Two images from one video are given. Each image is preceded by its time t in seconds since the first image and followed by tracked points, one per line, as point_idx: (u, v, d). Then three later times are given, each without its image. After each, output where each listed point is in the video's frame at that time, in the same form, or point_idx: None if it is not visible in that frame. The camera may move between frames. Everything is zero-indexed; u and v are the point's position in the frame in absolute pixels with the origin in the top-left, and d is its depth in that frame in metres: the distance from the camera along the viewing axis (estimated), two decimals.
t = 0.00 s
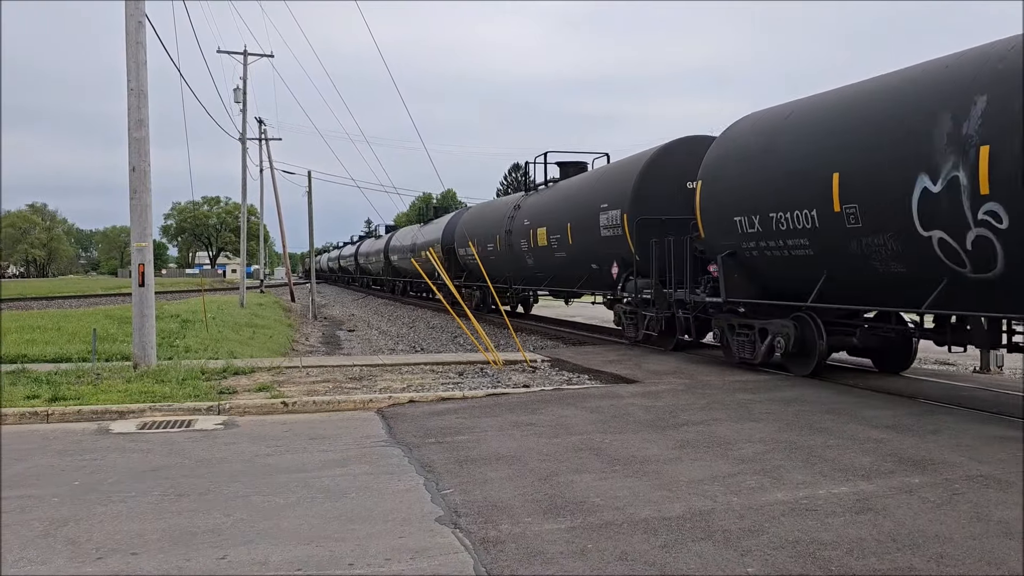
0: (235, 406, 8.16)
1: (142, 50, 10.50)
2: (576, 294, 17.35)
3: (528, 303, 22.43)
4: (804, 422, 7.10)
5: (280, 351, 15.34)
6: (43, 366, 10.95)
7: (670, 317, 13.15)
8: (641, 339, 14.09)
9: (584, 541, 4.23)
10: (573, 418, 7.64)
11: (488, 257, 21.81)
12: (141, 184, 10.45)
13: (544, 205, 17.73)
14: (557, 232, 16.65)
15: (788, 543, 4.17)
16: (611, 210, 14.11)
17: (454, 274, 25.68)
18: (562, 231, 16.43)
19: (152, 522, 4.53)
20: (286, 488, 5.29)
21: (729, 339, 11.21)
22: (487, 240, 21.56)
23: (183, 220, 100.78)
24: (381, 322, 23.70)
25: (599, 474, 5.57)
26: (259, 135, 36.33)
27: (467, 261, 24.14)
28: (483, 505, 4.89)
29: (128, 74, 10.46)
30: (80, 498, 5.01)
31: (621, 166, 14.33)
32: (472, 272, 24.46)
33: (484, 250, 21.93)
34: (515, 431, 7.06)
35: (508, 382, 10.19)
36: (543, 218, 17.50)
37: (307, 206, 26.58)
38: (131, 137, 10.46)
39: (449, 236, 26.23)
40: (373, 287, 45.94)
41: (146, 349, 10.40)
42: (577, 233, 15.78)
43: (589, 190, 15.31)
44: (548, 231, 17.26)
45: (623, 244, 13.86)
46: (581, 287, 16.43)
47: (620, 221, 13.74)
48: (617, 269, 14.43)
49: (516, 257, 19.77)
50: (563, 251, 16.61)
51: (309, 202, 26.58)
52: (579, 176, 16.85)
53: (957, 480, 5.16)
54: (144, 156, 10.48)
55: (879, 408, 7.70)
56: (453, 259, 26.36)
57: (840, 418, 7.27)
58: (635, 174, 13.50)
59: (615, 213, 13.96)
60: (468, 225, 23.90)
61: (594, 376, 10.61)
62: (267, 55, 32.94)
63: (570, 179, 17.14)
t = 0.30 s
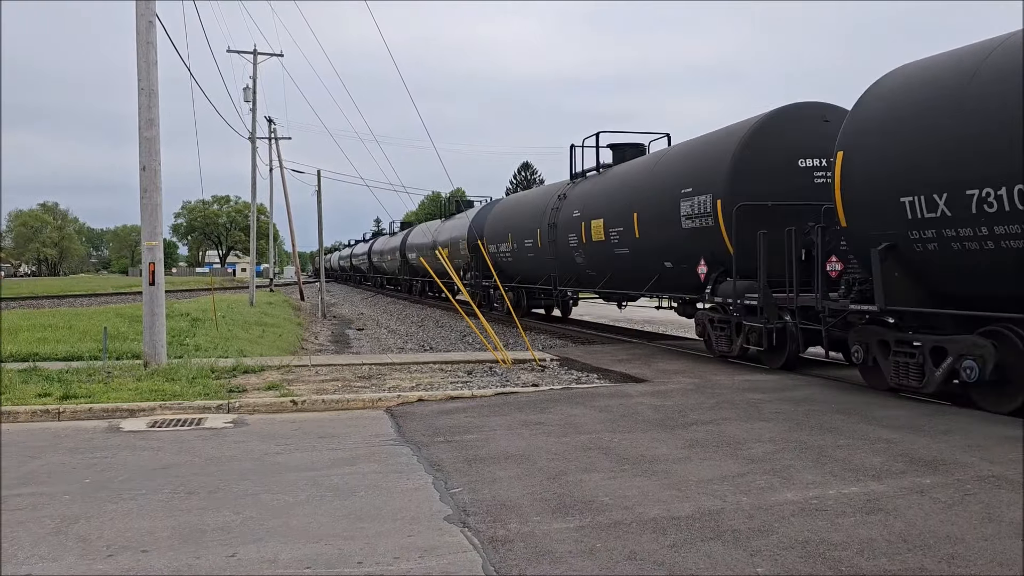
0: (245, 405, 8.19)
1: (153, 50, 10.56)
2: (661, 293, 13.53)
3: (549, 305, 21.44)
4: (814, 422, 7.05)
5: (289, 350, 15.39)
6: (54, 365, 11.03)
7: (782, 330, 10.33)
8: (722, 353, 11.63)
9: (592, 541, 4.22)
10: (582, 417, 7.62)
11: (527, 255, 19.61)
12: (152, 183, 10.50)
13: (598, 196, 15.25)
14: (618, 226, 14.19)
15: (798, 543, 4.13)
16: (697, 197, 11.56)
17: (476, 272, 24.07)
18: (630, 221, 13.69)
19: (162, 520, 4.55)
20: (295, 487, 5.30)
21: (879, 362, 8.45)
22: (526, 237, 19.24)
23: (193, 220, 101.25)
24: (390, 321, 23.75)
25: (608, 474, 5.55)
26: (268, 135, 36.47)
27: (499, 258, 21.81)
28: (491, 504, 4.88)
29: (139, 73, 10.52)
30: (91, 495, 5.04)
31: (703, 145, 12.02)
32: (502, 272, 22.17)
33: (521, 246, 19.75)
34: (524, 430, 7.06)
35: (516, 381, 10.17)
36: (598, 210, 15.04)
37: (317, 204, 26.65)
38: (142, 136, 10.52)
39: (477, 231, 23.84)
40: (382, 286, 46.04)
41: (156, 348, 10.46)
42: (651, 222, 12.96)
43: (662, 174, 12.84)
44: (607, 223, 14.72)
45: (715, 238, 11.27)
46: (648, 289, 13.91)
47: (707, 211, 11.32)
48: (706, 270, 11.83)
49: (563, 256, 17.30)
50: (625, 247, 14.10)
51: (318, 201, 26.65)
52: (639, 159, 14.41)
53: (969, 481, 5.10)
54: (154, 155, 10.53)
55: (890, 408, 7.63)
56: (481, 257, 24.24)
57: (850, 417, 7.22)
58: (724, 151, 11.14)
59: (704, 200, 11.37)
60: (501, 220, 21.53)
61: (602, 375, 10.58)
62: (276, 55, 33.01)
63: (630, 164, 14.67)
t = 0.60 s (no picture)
0: (253, 403, 8.22)
1: (162, 49, 10.60)
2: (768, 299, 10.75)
3: (592, 305, 18.54)
4: (823, 422, 7.01)
5: (297, 348, 15.45)
6: (64, 363, 11.10)
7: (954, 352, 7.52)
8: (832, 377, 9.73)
9: (600, 540, 4.21)
10: (589, 416, 7.61)
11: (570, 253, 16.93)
12: (160, 182, 10.55)
13: (666, 181, 12.57)
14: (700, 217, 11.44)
15: (806, 544, 4.11)
16: (832, 173, 8.81)
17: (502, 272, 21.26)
18: (718, 222, 11.01)
19: (170, 518, 4.57)
20: (303, 486, 5.31)
21: None
22: (571, 230, 16.56)
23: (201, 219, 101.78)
24: (398, 320, 23.82)
25: (615, 474, 5.54)
26: (277, 135, 36.57)
27: (534, 256, 19.23)
28: (499, 504, 4.87)
29: (147, 72, 10.56)
30: (100, 493, 5.07)
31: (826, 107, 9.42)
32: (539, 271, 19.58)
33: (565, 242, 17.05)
34: (532, 429, 7.05)
35: (524, 380, 10.17)
36: (669, 198, 12.33)
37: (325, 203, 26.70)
38: (151, 135, 10.56)
39: (508, 225, 21.01)
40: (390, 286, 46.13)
41: (165, 346, 10.51)
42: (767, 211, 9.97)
43: (766, 149, 10.16)
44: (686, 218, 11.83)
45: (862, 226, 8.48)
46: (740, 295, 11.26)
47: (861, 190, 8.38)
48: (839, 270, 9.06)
49: (624, 254, 14.29)
50: (710, 242, 11.33)
51: (326, 201, 26.72)
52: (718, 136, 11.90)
53: (979, 482, 5.06)
54: (163, 155, 10.57)
55: (899, 408, 7.58)
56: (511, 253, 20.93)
57: (859, 418, 7.17)
58: (869, 110, 8.47)
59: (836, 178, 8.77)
60: (535, 214, 18.86)
61: (610, 374, 10.56)
62: (284, 54, 33.04)
63: (707, 141, 12.11)
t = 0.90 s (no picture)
0: (257, 403, 8.24)
1: (167, 50, 10.63)
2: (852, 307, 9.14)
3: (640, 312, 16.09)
4: (827, 422, 6.99)
5: (301, 349, 15.47)
6: (69, 363, 11.13)
7: None
8: (885, 386, 9.01)
9: (603, 540, 4.21)
10: (593, 416, 7.61)
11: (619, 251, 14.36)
12: (165, 182, 10.58)
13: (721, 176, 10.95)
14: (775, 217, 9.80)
15: (810, 544, 4.10)
16: (944, 161, 7.30)
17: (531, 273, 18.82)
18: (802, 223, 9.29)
19: (174, 517, 4.58)
20: (307, 485, 5.33)
21: None
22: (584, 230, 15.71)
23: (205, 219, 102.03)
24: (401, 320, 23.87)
25: (619, 473, 5.54)
26: (281, 136, 36.64)
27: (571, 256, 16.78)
28: (502, 503, 4.88)
29: (152, 73, 10.61)
30: (105, 492, 5.09)
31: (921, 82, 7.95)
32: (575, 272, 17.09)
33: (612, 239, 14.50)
34: (535, 429, 7.05)
35: (528, 380, 10.18)
36: (722, 192, 10.84)
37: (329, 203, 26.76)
38: (155, 136, 10.60)
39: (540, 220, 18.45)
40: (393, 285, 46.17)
41: (169, 346, 10.54)
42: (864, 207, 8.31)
43: (848, 132, 8.59)
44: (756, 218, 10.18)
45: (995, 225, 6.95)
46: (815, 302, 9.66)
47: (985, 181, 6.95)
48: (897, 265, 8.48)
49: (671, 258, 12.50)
50: (705, 245, 11.38)
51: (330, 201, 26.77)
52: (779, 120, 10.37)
53: (983, 482, 5.04)
54: (167, 155, 10.60)
55: (904, 408, 7.57)
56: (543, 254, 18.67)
57: (864, 418, 7.15)
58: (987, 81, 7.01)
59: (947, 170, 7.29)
60: (567, 210, 16.74)
61: (614, 374, 10.56)
62: (289, 55, 33.13)
63: (775, 126, 10.43)
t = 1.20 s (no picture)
0: (257, 404, 8.25)
1: (167, 52, 10.65)
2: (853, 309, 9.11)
3: (700, 321, 14.00)
4: (827, 424, 6.99)
5: (302, 350, 15.48)
6: (70, 364, 11.15)
7: None
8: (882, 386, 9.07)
9: (603, 541, 4.22)
10: (593, 417, 7.62)
11: (689, 249, 12.06)
12: (165, 184, 10.60)
13: (722, 178, 10.95)
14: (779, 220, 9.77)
15: (810, 545, 4.11)
16: (944, 163, 7.26)
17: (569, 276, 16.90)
18: (807, 224, 9.25)
19: (174, 518, 4.59)
20: (308, 486, 5.33)
21: None
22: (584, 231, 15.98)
23: (207, 220, 102.12)
24: (403, 321, 23.88)
25: (619, 474, 5.55)
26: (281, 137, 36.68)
27: (618, 255, 14.75)
28: (502, 504, 4.89)
29: (152, 75, 10.63)
30: (105, 494, 5.10)
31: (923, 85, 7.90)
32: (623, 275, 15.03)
33: (682, 233, 12.09)
34: (535, 431, 7.05)
35: (528, 381, 10.19)
36: (717, 195, 11.02)
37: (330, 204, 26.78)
38: (156, 137, 10.61)
39: (574, 216, 16.86)
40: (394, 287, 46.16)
41: (170, 347, 10.56)
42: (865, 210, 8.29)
43: (849, 133, 8.61)
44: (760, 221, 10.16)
45: (996, 231, 6.90)
46: (809, 303, 9.66)
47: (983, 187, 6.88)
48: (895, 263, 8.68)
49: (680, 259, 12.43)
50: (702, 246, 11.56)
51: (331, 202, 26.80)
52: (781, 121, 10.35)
53: (984, 483, 5.04)
54: (168, 156, 10.62)
55: (905, 409, 7.56)
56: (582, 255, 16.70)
57: (865, 419, 7.14)
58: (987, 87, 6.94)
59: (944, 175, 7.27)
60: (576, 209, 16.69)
61: (614, 376, 10.57)
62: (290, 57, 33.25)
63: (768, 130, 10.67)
